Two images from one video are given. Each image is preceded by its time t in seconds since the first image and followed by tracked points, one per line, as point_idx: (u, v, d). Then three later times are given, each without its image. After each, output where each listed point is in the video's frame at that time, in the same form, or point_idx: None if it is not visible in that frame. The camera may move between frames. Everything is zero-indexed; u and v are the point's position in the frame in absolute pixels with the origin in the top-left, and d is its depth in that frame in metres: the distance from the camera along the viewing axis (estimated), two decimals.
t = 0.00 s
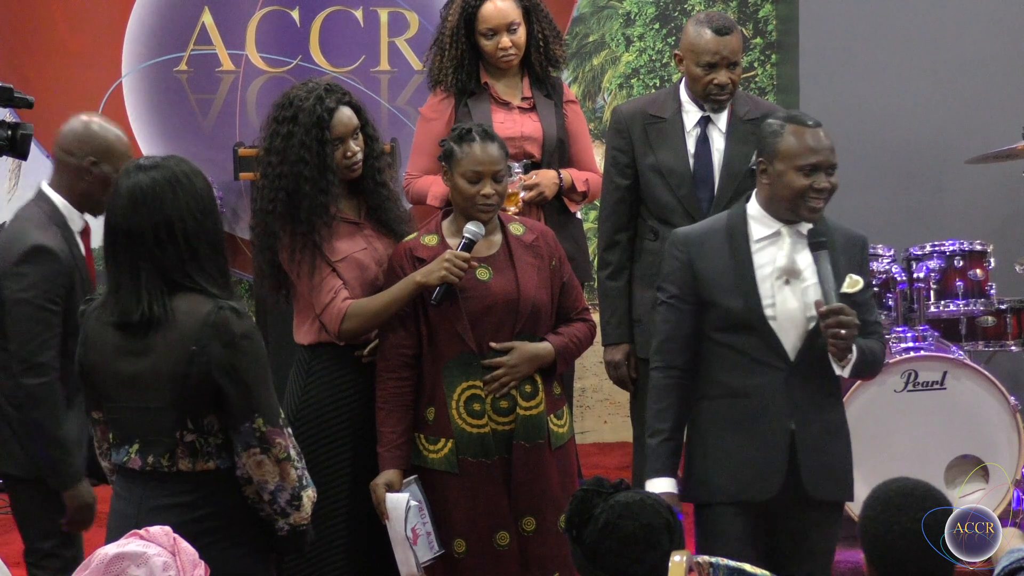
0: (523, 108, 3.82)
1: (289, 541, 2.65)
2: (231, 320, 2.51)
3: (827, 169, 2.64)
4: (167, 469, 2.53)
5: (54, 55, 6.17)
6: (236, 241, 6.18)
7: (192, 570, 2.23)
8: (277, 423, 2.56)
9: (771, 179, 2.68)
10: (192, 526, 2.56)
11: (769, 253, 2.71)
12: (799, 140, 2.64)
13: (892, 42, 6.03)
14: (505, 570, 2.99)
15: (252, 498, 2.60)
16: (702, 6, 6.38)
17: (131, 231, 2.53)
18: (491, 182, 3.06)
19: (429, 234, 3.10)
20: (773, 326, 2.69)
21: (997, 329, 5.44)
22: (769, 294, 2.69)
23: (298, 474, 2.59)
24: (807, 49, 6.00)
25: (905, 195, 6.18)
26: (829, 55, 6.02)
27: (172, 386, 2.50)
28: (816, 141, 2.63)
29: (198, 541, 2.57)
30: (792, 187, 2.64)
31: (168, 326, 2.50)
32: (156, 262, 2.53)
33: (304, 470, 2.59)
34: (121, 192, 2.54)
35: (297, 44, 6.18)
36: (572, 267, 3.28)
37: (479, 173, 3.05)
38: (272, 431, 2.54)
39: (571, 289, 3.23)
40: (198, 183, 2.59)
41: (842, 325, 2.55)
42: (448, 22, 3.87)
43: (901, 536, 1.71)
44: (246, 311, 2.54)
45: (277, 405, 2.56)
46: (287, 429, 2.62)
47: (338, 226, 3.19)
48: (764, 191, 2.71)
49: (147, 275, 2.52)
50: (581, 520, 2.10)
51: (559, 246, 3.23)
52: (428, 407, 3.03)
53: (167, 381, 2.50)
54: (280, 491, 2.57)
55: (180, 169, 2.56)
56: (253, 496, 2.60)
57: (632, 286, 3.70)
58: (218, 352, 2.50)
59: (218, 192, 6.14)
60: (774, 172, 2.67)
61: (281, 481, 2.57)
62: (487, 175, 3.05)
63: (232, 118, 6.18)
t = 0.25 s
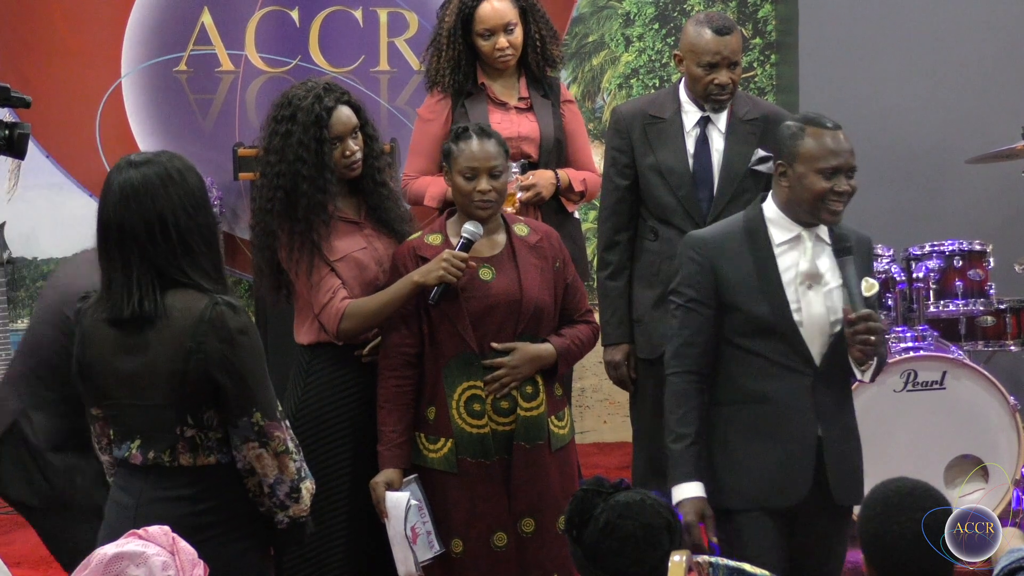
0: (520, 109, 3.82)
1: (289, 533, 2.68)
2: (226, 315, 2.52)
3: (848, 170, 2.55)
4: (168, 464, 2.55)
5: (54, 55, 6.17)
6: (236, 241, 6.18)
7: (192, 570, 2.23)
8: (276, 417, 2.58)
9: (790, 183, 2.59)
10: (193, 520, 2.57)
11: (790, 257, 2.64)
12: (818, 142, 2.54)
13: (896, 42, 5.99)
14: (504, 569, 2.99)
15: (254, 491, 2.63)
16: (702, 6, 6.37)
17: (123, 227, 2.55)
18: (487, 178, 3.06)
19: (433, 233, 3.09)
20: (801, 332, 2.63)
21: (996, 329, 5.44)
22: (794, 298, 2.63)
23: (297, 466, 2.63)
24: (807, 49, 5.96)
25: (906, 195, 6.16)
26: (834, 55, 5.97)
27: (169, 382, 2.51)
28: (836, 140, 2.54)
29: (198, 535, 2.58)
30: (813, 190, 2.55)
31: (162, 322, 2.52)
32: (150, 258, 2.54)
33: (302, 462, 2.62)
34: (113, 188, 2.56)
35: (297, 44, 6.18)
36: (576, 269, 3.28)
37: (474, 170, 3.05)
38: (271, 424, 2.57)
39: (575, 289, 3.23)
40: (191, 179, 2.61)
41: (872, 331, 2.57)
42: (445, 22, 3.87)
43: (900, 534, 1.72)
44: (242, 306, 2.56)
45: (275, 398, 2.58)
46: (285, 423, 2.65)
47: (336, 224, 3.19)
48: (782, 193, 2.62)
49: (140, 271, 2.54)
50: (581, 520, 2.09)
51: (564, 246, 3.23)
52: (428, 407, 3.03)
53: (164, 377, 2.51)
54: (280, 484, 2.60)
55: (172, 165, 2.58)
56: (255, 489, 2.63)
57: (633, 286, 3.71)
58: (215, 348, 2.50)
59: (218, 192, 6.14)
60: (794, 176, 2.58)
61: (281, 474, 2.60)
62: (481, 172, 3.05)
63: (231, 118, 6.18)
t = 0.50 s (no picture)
0: (517, 109, 3.81)
1: (289, 531, 2.68)
2: (226, 314, 2.52)
3: (862, 185, 2.59)
4: (168, 463, 2.55)
5: (53, 55, 6.16)
6: (236, 241, 6.19)
7: (191, 570, 2.24)
8: (275, 414, 2.58)
9: (804, 197, 2.62)
10: (194, 517, 2.58)
11: (806, 274, 2.66)
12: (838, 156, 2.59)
13: (893, 43, 6.04)
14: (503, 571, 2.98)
15: (254, 489, 2.63)
16: (702, 6, 6.37)
17: (122, 225, 2.55)
18: (490, 176, 3.06)
19: (443, 232, 3.11)
20: (823, 347, 2.63)
21: (996, 329, 5.43)
22: (814, 313, 2.64)
23: (296, 463, 2.63)
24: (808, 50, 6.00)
25: (905, 195, 6.19)
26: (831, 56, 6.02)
27: (169, 380, 2.51)
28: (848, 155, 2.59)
29: (198, 532, 2.58)
30: (827, 205, 2.58)
31: (161, 320, 2.52)
32: (149, 256, 2.54)
33: (302, 459, 2.62)
34: (111, 186, 2.56)
35: (297, 44, 6.18)
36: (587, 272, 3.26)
37: (477, 169, 3.06)
38: (271, 421, 2.57)
39: (584, 293, 3.21)
40: (190, 177, 2.60)
41: (895, 345, 2.57)
42: (440, 23, 3.86)
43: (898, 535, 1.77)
44: (240, 303, 2.56)
45: (274, 396, 2.58)
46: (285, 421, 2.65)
47: (338, 223, 3.19)
48: (794, 209, 2.65)
49: (139, 269, 2.54)
50: (580, 521, 2.08)
51: (575, 250, 3.21)
52: (432, 405, 3.04)
53: (164, 376, 2.51)
54: (280, 481, 2.60)
55: (169, 163, 2.58)
56: (254, 487, 2.63)
57: (632, 286, 3.69)
58: (214, 346, 2.51)
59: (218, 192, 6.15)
60: (807, 190, 2.61)
61: (281, 472, 2.60)
62: (484, 170, 3.06)
63: (231, 119, 6.17)
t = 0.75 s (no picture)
0: (511, 109, 3.79)
1: (286, 530, 2.68)
2: (224, 313, 2.53)
3: (862, 177, 2.59)
4: (166, 461, 2.55)
5: (54, 54, 6.17)
6: (236, 241, 6.19)
7: (191, 569, 2.25)
8: (273, 414, 2.58)
9: (806, 196, 2.61)
10: (192, 516, 2.58)
11: (820, 272, 2.65)
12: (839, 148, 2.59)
13: (893, 43, 6.04)
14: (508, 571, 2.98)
15: (251, 489, 2.62)
16: (702, 6, 6.37)
17: (120, 223, 2.55)
18: (499, 174, 3.06)
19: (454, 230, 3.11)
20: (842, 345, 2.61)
21: (996, 329, 5.42)
22: (830, 312, 2.62)
23: (294, 462, 2.63)
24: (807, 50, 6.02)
25: (905, 193, 6.19)
26: (831, 56, 6.03)
27: (167, 379, 2.51)
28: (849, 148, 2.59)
29: (196, 531, 2.58)
30: (831, 202, 2.57)
31: (159, 318, 2.52)
32: (148, 254, 2.54)
33: (299, 459, 2.62)
34: (110, 184, 2.56)
35: (297, 44, 6.16)
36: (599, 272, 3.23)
37: (487, 167, 3.07)
38: (269, 421, 2.57)
39: (596, 294, 3.19)
40: (188, 176, 2.60)
41: (914, 338, 2.53)
42: (434, 24, 3.84)
43: (895, 536, 1.81)
44: (238, 302, 2.56)
45: (272, 396, 2.58)
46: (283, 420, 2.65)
47: (340, 221, 3.18)
48: (798, 208, 2.64)
49: (137, 267, 2.53)
50: (581, 520, 2.08)
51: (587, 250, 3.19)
52: (440, 402, 3.04)
53: (162, 374, 2.51)
54: (278, 480, 2.60)
55: (169, 161, 2.58)
56: (252, 487, 2.62)
57: (632, 286, 3.67)
58: (212, 345, 2.51)
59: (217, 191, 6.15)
60: (809, 189, 2.60)
61: (278, 471, 2.60)
62: (494, 168, 3.06)
63: (231, 118, 6.15)
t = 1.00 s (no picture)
0: (501, 111, 3.75)
1: (281, 531, 2.67)
2: (219, 313, 2.53)
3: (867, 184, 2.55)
4: (162, 461, 2.55)
5: (52, 54, 6.15)
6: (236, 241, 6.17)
7: (192, 569, 2.25)
8: (268, 415, 2.58)
9: (810, 203, 2.59)
10: (188, 516, 2.57)
11: (826, 278, 2.62)
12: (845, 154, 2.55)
13: (893, 43, 6.03)
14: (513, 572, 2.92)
15: (246, 489, 2.62)
16: (702, 6, 6.37)
17: (117, 223, 2.55)
18: (509, 177, 2.99)
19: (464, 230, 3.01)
20: (851, 350, 2.58)
21: (996, 329, 5.43)
22: (838, 317, 2.60)
23: (289, 464, 2.62)
24: (807, 48, 5.97)
25: (904, 193, 6.19)
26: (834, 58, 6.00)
27: (163, 379, 2.51)
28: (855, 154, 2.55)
29: (192, 531, 2.58)
30: (835, 209, 2.54)
31: (155, 318, 2.52)
32: (144, 254, 2.55)
33: (295, 460, 2.61)
34: (109, 184, 2.56)
35: (297, 44, 6.18)
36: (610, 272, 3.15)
37: (497, 169, 2.99)
38: (264, 421, 2.57)
39: (607, 295, 3.10)
40: (186, 176, 2.61)
41: (920, 348, 2.50)
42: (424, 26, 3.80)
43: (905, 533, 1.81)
44: (234, 302, 2.56)
45: (268, 396, 2.58)
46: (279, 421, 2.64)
47: (344, 221, 3.18)
48: (803, 213, 2.61)
49: (134, 268, 2.54)
50: (581, 520, 2.08)
51: (598, 250, 3.11)
52: (449, 403, 2.97)
53: (159, 374, 2.51)
54: (273, 482, 2.59)
55: (167, 161, 2.58)
56: (247, 487, 2.62)
57: (632, 286, 3.67)
58: (208, 344, 2.51)
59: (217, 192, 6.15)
60: (813, 196, 2.58)
61: (274, 472, 2.59)
62: (504, 171, 2.98)
63: (231, 119, 6.16)
